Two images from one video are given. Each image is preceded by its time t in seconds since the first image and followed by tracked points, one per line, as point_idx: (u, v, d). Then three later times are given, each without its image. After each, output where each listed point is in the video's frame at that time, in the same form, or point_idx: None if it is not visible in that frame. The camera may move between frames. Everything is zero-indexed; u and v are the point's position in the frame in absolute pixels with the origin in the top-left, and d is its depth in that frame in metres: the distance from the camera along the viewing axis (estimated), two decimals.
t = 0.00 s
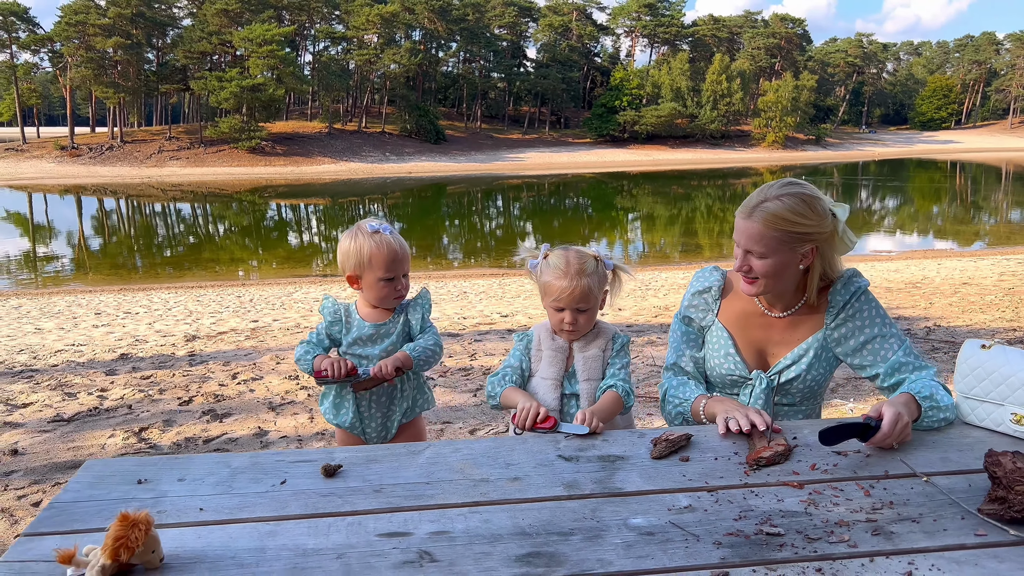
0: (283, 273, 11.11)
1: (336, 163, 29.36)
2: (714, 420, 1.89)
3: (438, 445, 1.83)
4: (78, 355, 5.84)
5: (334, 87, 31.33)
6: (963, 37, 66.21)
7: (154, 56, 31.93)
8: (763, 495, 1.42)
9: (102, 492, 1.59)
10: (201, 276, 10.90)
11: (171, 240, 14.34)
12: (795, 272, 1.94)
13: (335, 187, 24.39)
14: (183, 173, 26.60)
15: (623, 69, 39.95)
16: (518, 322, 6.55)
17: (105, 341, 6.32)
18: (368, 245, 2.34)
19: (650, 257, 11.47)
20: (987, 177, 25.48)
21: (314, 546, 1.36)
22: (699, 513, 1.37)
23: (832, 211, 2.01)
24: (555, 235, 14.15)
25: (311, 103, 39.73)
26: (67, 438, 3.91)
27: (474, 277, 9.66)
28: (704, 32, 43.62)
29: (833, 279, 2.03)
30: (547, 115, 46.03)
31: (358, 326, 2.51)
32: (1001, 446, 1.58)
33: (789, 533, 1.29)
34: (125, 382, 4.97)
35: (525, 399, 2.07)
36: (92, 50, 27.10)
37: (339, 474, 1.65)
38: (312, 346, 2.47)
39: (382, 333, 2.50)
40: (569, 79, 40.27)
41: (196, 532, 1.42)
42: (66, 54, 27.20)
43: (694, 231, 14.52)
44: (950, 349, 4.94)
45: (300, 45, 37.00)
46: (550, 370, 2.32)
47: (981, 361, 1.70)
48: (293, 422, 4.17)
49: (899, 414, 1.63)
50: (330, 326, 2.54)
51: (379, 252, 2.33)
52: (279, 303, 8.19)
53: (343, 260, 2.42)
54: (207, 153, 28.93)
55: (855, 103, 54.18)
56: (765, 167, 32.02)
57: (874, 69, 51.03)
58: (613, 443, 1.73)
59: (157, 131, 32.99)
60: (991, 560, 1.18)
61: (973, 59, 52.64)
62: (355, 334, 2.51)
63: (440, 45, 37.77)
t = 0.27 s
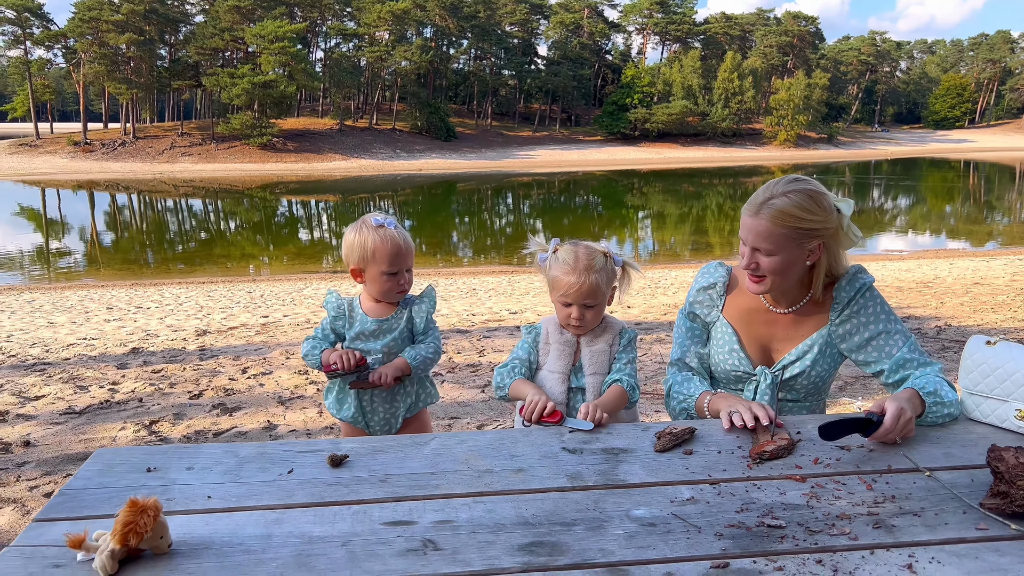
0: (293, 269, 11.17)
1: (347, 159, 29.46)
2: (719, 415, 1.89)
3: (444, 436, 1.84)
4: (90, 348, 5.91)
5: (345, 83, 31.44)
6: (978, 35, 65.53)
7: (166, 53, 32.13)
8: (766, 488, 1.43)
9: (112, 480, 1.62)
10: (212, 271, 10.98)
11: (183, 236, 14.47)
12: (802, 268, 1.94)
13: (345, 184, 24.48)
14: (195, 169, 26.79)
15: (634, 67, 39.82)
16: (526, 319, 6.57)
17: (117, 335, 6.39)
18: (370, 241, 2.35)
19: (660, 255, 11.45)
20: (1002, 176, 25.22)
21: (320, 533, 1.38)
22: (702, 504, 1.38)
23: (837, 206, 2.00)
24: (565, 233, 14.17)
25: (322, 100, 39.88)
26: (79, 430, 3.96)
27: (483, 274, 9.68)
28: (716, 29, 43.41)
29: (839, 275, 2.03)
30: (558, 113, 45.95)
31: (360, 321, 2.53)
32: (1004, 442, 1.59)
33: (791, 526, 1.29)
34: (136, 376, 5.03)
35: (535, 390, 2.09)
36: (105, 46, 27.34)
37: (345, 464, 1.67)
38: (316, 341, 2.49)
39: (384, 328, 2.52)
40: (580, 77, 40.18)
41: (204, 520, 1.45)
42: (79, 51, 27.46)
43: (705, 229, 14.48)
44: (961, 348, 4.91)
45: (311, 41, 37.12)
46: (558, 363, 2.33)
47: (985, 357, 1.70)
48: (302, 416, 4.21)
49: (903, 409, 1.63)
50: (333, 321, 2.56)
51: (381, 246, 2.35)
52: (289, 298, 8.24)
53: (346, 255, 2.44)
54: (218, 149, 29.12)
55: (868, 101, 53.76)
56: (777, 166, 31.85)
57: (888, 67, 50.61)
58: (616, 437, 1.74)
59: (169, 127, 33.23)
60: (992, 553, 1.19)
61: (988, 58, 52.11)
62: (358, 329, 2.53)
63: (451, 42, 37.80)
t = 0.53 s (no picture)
0: (303, 266, 11.24)
1: (356, 157, 29.56)
2: (732, 416, 1.90)
3: (458, 434, 1.86)
4: (103, 345, 5.97)
5: (355, 81, 31.54)
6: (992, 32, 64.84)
7: (177, 50, 32.31)
8: (780, 489, 1.44)
9: (131, 476, 1.65)
10: (223, 268, 11.07)
11: (193, 233, 14.60)
12: (816, 269, 1.94)
13: (354, 182, 24.57)
14: (205, 166, 26.97)
15: (644, 64, 39.67)
16: (536, 317, 6.58)
17: (129, 332, 6.46)
18: (385, 241, 2.37)
19: (669, 253, 11.42)
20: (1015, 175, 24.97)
21: (339, 530, 1.40)
22: (717, 504, 1.39)
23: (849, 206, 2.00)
24: (573, 230, 14.17)
25: (332, 97, 40.00)
26: (93, 426, 4.02)
27: (492, 272, 9.69)
28: (727, 26, 43.19)
29: (853, 275, 2.02)
30: (567, 110, 45.86)
31: (376, 318, 2.56)
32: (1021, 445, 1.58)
33: (808, 526, 1.30)
34: (148, 372, 5.08)
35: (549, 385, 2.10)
36: (117, 44, 27.54)
37: (362, 461, 1.69)
38: (331, 338, 2.51)
39: (402, 325, 2.57)
40: (590, 74, 40.07)
41: (223, 516, 1.47)
42: (91, 48, 27.68)
43: (714, 227, 14.43)
44: (974, 348, 4.88)
45: (321, 39, 37.22)
46: (575, 361, 2.35)
47: (1001, 358, 1.70)
48: (313, 413, 4.24)
49: (919, 409, 1.63)
50: (348, 320, 2.58)
51: (396, 245, 2.37)
52: (299, 295, 8.30)
53: (360, 256, 2.47)
54: (228, 147, 29.29)
55: (879, 99, 53.35)
56: (787, 163, 31.67)
57: (900, 64, 50.18)
58: (630, 436, 1.75)
59: (180, 124, 33.44)
60: (1009, 555, 1.19)
61: (1002, 55, 51.58)
62: (375, 327, 2.56)
63: (461, 39, 37.79)
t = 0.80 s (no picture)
0: (310, 264, 11.28)
1: (363, 156, 29.63)
2: (746, 416, 1.89)
3: (470, 433, 1.86)
4: (112, 344, 6.02)
5: (362, 80, 31.62)
6: (1002, 29, 64.37)
7: (185, 50, 32.43)
8: (798, 489, 1.43)
9: (147, 475, 1.66)
10: (230, 267, 11.12)
11: (201, 232, 14.67)
12: (829, 269, 1.94)
13: (361, 181, 24.63)
14: (213, 166, 27.09)
15: (650, 62, 39.57)
16: (543, 316, 6.59)
17: (138, 331, 6.50)
18: (403, 241, 2.37)
19: (676, 253, 11.40)
20: None
21: (355, 530, 1.41)
22: (733, 505, 1.39)
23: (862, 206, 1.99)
24: (580, 229, 14.18)
25: (338, 97, 40.10)
26: (103, 425, 4.05)
27: (499, 271, 9.72)
28: (734, 25, 43.03)
29: (865, 277, 2.02)
30: (574, 109, 45.78)
31: (395, 319, 2.56)
32: None
33: (824, 526, 1.30)
34: (157, 371, 5.12)
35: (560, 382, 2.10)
36: (125, 43, 27.68)
37: (377, 461, 1.69)
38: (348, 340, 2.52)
39: (422, 323, 2.57)
40: (596, 73, 40.01)
41: (240, 516, 1.48)
42: (99, 48, 27.83)
43: (721, 226, 14.39)
44: (984, 347, 4.86)
45: (328, 38, 37.29)
46: (590, 360, 2.35)
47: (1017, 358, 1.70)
48: (322, 412, 4.26)
49: (936, 409, 1.62)
50: (365, 321, 2.58)
51: (415, 244, 2.37)
52: (307, 294, 8.32)
53: (377, 254, 2.46)
54: (235, 146, 29.40)
55: (887, 97, 53.08)
56: (794, 162, 31.54)
57: (908, 63, 49.90)
58: (645, 435, 1.75)
59: (187, 124, 33.59)
60: None
61: (1011, 53, 51.22)
62: (394, 327, 2.56)
63: (468, 38, 37.79)
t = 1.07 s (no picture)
0: (313, 266, 11.28)
1: (365, 158, 29.66)
2: (758, 419, 1.88)
3: (480, 438, 1.85)
4: (115, 346, 6.02)
5: (364, 82, 31.66)
6: (1004, 29, 64.22)
7: (188, 52, 32.48)
8: (813, 494, 1.42)
9: (155, 481, 1.65)
10: (232, 269, 11.12)
11: (203, 234, 14.68)
12: (842, 271, 1.92)
13: (363, 182, 24.66)
14: (215, 168, 27.15)
15: (652, 63, 39.53)
16: (547, 317, 6.57)
17: (141, 333, 6.50)
18: (414, 245, 2.36)
19: (679, 253, 11.38)
20: None
21: (366, 538, 1.39)
22: (749, 511, 1.38)
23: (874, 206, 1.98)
24: (582, 230, 14.17)
25: (340, 98, 40.16)
26: (108, 428, 4.04)
27: (502, 272, 9.71)
28: (736, 25, 43.01)
29: (878, 278, 2.00)
30: (576, 110, 45.77)
31: (409, 325, 2.56)
32: None
33: (842, 532, 1.28)
34: (161, 373, 5.11)
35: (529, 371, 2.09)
36: (127, 46, 27.72)
37: (387, 466, 1.68)
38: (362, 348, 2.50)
39: (435, 329, 2.57)
40: (598, 74, 39.98)
41: (250, 522, 1.47)
42: (102, 51, 27.89)
43: (723, 226, 14.37)
44: (991, 347, 4.83)
45: (330, 40, 37.36)
46: (598, 361, 2.34)
47: None
48: (327, 414, 4.25)
49: (950, 413, 1.60)
50: (379, 326, 2.56)
51: (426, 249, 2.36)
52: (310, 296, 8.32)
53: (386, 261, 2.45)
54: (238, 148, 29.44)
55: (890, 97, 53.01)
56: (797, 162, 31.48)
57: (910, 63, 49.78)
58: (657, 440, 1.73)
59: (190, 126, 33.64)
60: None
61: (1013, 52, 51.08)
62: (409, 334, 2.55)
63: (470, 40, 37.80)
